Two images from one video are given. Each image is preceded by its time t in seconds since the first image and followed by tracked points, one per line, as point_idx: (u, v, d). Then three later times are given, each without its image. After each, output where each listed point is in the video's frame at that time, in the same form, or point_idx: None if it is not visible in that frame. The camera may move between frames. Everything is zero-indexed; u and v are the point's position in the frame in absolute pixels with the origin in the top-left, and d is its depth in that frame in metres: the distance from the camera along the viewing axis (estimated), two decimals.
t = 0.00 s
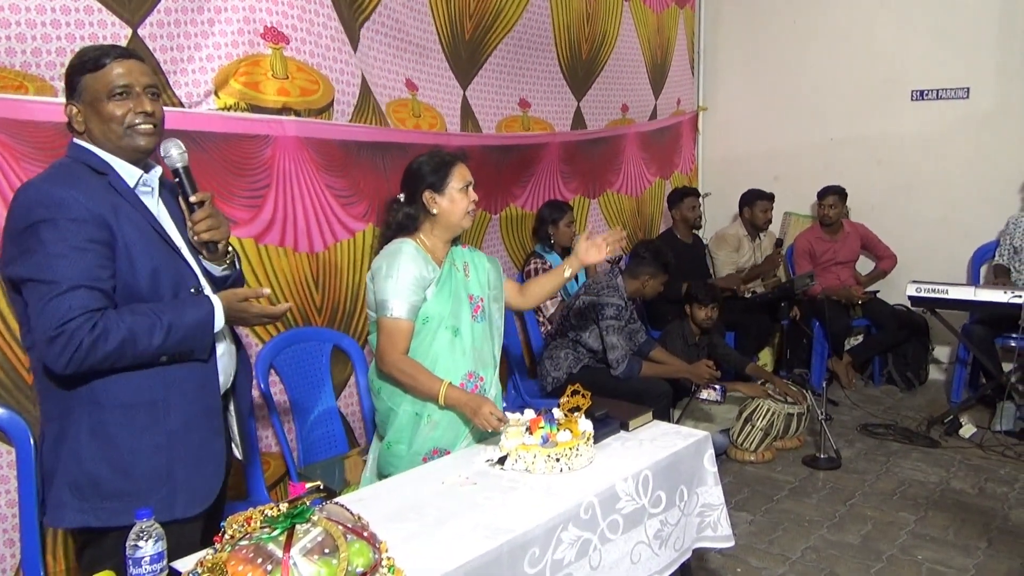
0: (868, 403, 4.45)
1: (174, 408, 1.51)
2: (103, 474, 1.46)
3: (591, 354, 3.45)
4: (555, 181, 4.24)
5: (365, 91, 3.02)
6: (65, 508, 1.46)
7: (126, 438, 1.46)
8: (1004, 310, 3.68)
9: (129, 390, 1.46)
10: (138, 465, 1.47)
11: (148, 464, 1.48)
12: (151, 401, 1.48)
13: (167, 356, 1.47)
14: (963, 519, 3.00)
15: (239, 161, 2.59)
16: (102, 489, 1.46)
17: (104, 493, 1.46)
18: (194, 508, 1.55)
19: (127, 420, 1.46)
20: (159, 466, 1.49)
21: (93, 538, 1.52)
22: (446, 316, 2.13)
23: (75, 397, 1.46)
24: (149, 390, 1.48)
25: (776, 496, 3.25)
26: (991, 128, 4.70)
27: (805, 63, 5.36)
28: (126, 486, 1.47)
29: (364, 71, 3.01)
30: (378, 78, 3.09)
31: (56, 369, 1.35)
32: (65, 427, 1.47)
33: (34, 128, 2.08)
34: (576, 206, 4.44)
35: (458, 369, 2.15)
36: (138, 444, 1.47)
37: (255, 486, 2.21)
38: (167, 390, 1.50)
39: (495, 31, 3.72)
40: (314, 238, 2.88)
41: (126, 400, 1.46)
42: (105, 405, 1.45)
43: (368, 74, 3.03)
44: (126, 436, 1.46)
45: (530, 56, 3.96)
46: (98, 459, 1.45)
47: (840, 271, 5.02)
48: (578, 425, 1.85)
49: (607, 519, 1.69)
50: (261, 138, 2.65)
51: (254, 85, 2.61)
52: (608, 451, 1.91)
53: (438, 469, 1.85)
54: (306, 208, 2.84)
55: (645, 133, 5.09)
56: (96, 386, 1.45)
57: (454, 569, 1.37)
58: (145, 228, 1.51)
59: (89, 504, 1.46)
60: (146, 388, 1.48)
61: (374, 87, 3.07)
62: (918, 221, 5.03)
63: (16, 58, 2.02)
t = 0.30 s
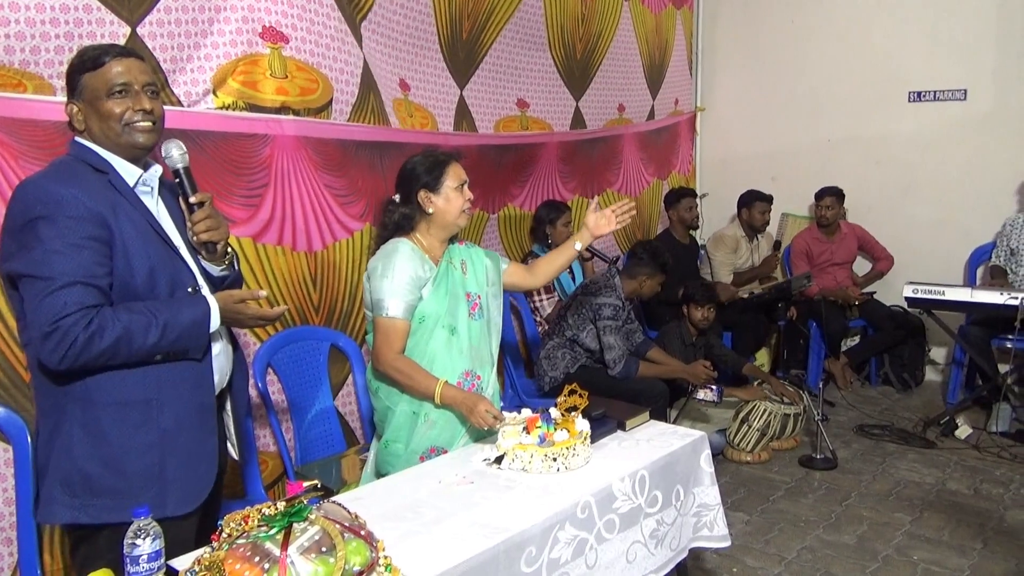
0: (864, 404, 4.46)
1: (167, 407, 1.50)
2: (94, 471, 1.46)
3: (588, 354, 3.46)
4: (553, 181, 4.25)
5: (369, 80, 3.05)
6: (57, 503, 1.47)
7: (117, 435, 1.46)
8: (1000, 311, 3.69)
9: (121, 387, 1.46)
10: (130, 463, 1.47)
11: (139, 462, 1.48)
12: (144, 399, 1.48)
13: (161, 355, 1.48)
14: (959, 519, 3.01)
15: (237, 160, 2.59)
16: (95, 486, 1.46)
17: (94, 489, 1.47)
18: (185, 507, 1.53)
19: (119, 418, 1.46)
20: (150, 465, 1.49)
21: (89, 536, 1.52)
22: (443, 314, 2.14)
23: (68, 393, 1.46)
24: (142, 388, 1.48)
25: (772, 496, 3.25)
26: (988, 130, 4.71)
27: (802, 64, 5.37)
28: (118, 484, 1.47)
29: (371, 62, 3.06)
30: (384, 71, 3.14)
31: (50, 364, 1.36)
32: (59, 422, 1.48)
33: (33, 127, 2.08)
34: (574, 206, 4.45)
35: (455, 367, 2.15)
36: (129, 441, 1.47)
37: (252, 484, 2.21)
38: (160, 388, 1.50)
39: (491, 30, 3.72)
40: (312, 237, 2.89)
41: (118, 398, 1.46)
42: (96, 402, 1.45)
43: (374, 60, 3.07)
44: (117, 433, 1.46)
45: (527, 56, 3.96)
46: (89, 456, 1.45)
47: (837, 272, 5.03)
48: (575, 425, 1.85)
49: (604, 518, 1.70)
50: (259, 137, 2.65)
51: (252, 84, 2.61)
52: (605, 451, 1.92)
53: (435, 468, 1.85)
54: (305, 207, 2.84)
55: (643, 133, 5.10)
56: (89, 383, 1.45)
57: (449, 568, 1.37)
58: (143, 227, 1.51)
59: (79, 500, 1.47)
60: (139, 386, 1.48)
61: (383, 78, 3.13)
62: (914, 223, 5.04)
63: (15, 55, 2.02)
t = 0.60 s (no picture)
0: (856, 402, 4.48)
1: (152, 408, 1.50)
2: (77, 470, 1.46)
3: (581, 353, 3.47)
4: (548, 180, 4.26)
5: (352, 88, 3.02)
6: (41, 502, 1.47)
7: (101, 435, 1.46)
8: (990, 310, 3.72)
9: (106, 387, 1.46)
10: (115, 463, 1.47)
11: (123, 462, 1.47)
12: (129, 399, 1.48)
13: (145, 354, 1.47)
14: (950, 517, 3.03)
15: (229, 160, 2.59)
16: (79, 486, 1.46)
17: (78, 489, 1.47)
18: (168, 509, 1.52)
19: (103, 417, 1.46)
20: (133, 465, 1.48)
21: (79, 536, 1.52)
22: (435, 314, 2.14)
23: (53, 392, 1.46)
24: (127, 387, 1.48)
25: (764, 494, 3.27)
26: (979, 130, 4.74)
27: (795, 64, 5.39)
28: (102, 484, 1.47)
29: (354, 67, 3.02)
30: (368, 75, 3.09)
31: (33, 362, 1.36)
32: (43, 421, 1.48)
33: (23, 126, 2.08)
34: (568, 206, 4.46)
35: (448, 366, 2.16)
36: (114, 441, 1.47)
37: (243, 484, 2.22)
38: (145, 388, 1.50)
39: (482, 29, 3.71)
40: (304, 237, 2.89)
41: (103, 397, 1.46)
42: (81, 401, 1.45)
43: (357, 65, 3.03)
44: (101, 433, 1.46)
45: (519, 55, 3.96)
46: (72, 456, 1.45)
47: (830, 271, 5.05)
48: (567, 423, 1.86)
49: (595, 517, 1.70)
50: (251, 137, 2.65)
51: (245, 84, 2.61)
52: (596, 450, 1.92)
53: (426, 467, 1.86)
54: (296, 207, 2.84)
55: (636, 133, 5.11)
56: (74, 382, 1.45)
57: (439, 567, 1.38)
58: (130, 227, 1.50)
59: (63, 500, 1.47)
60: (125, 386, 1.48)
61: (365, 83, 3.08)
62: (906, 222, 5.06)
63: (4, 54, 2.02)
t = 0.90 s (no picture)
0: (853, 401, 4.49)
1: (145, 404, 1.50)
2: (70, 467, 1.46)
3: (578, 352, 3.47)
4: (544, 179, 4.26)
5: (344, 81, 2.99)
6: (32, 498, 1.46)
7: (96, 431, 1.46)
8: (986, 308, 3.73)
9: (100, 383, 1.46)
10: (108, 459, 1.47)
11: (116, 459, 1.47)
12: (122, 396, 1.48)
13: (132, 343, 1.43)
14: (946, 515, 3.04)
15: (225, 159, 2.59)
16: (71, 483, 1.46)
17: (70, 486, 1.46)
18: (160, 504, 1.53)
19: (97, 414, 1.46)
20: (127, 462, 1.48)
21: (76, 535, 1.52)
22: (432, 313, 2.14)
23: (46, 387, 1.45)
24: (121, 383, 1.48)
25: (761, 492, 3.27)
26: (975, 128, 4.75)
27: (791, 63, 5.40)
28: (94, 481, 1.47)
29: (346, 64, 3.00)
30: (360, 72, 3.08)
31: (20, 362, 1.37)
32: (37, 418, 1.47)
33: (20, 126, 2.07)
34: (565, 205, 4.46)
35: (443, 364, 2.16)
36: (108, 438, 1.46)
37: (240, 484, 2.21)
38: (139, 385, 1.49)
39: (475, 27, 3.70)
40: (301, 236, 2.88)
41: (97, 393, 1.46)
42: (76, 397, 1.45)
43: (349, 63, 3.01)
44: (94, 430, 1.46)
45: (514, 54, 3.96)
46: (66, 451, 1.45)
47: (826, 269, 5.06)
48: (565, 422, 1.87)
49: (593, 515, 1.70)
50: (248, 136, 2.65)
51: (241, 83, 2.61)
52: (594, 449, 1.92)
53: (423, 467, 1.85)
54: (294, 206, 2.84)
55: (633, 132, 5.11)
56: (69, 377, 1.44)
57: (439, 565, 1.38)
58: (125, 225, 1.50)
59: (56, 496, 1.46)
60: (118, 382, 1.47)
61: (357, 80, 3.07)
62: (902, 221, 5.08)
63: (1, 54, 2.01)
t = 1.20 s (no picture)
0: (848, 400, 4.50)
1: (132, 406, 1.50)
2: (55, 467, 1.46)
3: (574, 352, 3.48)
4: (540, 179, 4.27)
5: (333, 83, 2.97)
6: (18, 498, 1.47)
7: (82, 433, 1.46)
8: (981, 308, 3.74)
9: (86, 385, 1.46)
10: (94, 461, 1.46)
11: (102, 461, 1.47)
12: (107, 398, 1.47)
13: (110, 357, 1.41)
14: (940, 514, 3.05)
15: (220, 159, 2.59)
16: (57, 484, 1.46)
17: (55, 486, 1.46)
18: (149, 505, 1.54)
19: (83, 415, 1.46)
20: (114, 463, 1.48)
21: (69, 536, 1.51)
22: (424, 313, 2.15)
23: (34, 387, 1.46)
24: (109, 385, 1.47)
25: (756, 492, 3.28)
26: (969, 129, 4.77)
27: (786, 63, 5.41)
28: (79, 483, 1.47)
29: (335, 65, 2.97)
30: (351, 73, 3.06)
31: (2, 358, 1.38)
32: (24, 417, 1.47)
33: (15, 126, 2.06)
34: (561, 205, 4.47)
35: (436, 365, 2.16)
36: (93, 439, 1.46)
37: (235, 485, 2.21)
38: (127, 387, 1.49)
39: (469, 26, 3.70)
40: (296, 236, 2.88)
41: (84, 395, 1.46)
42: (61, 398, 1.45)
43: (337, 65, 2.98)
44: (80, 431, 1.46)
45: (507, 54, 3.96)
46: (52, 451, 1.45)
47: (821, 269, 5.07)
48: (560, 422, 1.86)
49: (588, 514, 1.71)
50: (243, 136, 2.65)
51: (236, 83, 2.60)
52: (590, 448, 1.93)
53: (417, 467, 1.85)
54: (289, 206, 2.84)
55: (628, 133, 5.12)
56: (55, 377, 1.44)
57: (438, 563, 1.39)
58: (115, 226, 1.50)
59: (41, 496, 1.46)
60: (104, 384, 1.47)
61: (347, 82, 3.04)
62: (897, 221, 5.09)
63: None
